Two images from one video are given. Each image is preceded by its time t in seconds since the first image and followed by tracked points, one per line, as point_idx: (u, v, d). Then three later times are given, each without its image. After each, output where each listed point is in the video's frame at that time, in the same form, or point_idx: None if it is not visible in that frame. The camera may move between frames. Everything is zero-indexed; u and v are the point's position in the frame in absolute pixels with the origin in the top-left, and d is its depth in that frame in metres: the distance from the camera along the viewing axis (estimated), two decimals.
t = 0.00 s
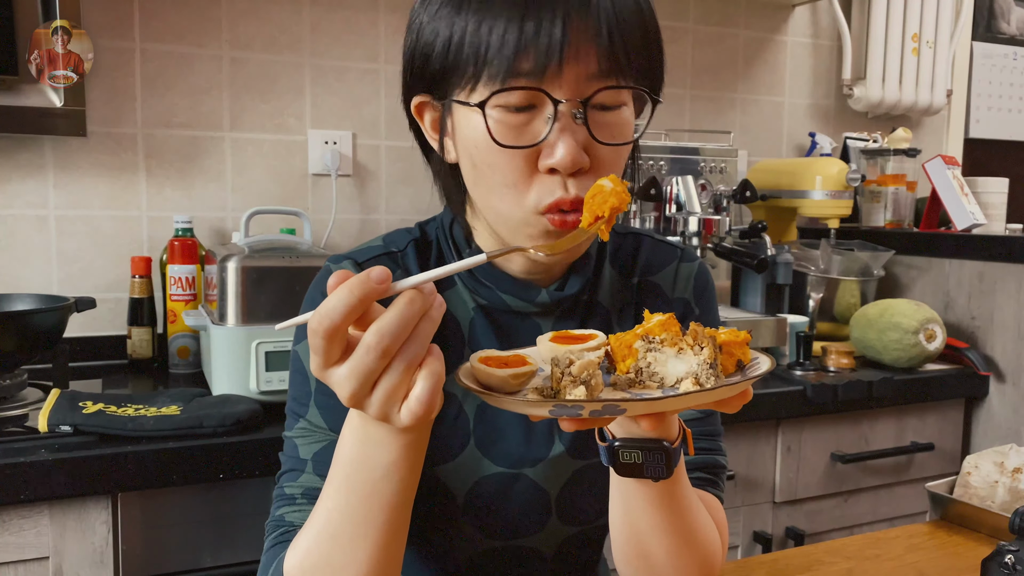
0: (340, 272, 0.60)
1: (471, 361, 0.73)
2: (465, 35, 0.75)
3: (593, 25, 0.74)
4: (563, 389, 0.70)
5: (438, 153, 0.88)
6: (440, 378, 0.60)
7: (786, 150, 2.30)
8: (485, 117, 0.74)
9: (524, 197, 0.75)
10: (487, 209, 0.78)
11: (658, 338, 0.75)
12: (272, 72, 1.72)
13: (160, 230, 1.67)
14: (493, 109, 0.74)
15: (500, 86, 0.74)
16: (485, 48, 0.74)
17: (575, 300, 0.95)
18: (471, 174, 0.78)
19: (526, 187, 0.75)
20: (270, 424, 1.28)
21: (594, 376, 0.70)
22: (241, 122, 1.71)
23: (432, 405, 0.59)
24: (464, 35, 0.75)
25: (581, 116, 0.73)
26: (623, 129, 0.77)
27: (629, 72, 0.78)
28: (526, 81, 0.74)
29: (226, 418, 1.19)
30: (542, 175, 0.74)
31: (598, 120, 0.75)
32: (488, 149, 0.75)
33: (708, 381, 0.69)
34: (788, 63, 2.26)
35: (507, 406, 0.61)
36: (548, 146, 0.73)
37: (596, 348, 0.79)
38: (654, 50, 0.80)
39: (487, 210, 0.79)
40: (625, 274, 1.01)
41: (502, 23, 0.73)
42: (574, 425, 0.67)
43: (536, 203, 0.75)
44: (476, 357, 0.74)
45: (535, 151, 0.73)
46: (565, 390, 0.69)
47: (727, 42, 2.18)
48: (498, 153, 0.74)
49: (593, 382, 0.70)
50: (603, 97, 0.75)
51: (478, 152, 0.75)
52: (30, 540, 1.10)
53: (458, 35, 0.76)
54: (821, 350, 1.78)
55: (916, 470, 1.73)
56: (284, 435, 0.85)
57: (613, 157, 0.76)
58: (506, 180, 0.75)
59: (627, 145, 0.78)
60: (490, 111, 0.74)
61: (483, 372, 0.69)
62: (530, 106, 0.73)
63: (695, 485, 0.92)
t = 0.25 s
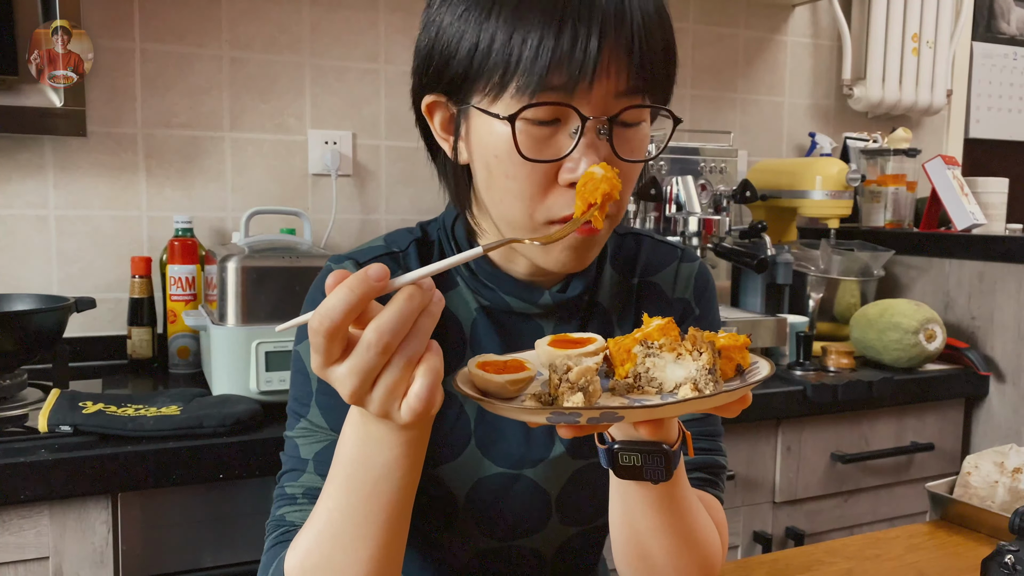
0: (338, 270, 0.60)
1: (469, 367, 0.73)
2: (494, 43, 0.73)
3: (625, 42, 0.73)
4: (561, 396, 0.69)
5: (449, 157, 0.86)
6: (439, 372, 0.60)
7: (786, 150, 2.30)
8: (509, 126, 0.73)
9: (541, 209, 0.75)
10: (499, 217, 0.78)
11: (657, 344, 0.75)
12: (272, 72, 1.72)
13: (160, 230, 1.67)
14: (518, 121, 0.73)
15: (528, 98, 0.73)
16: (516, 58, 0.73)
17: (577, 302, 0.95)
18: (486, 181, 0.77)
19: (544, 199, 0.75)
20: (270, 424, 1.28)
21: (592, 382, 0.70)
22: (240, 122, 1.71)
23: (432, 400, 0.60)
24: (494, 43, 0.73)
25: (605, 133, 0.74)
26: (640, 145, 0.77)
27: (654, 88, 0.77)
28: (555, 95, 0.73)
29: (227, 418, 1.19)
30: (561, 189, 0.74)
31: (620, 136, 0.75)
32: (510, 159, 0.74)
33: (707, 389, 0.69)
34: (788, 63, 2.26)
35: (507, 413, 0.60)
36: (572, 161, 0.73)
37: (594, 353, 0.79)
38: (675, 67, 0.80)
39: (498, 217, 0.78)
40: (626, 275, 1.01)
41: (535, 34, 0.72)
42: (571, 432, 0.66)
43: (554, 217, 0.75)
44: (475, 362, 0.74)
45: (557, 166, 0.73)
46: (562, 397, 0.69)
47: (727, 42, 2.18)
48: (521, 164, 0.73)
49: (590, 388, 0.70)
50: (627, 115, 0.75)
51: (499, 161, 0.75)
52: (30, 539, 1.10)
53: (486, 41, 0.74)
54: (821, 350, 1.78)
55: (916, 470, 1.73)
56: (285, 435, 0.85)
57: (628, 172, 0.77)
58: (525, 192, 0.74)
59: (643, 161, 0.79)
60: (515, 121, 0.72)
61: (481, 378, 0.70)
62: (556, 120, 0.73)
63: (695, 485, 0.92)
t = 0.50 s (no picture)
0: (332, 267, 0.60)
1: (467, 365, 0.73)
2: (503, 45, 0.73)
3: (635, 47, 0.73)
4: (558, 395, 0.69)
5: (455, 156, 0.86)
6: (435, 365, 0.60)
7: (786, 150, 2.30)
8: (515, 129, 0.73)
9: (546, 212, 0.75)
10: (504, 218, 0.78)
11: (655, 344, 0.75)
12: (272, 72, 1.72)
13: (160, 230, 1.67)
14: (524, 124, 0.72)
15: (536, 101, 0.73)
16: (525, 61, 0.73)
17: (579, 302, 0.95)
18: (490, 181, 0.77)
19: (549, 202, 0.75)
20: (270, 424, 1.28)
21: (588, 382, 0.70)
22: (240, 122, 1.71)
23: (429, 394, 0.59)
24: (503, 45, 0.73)
25: (613, 137, 0.73)
26: (648, 150, 0.77)
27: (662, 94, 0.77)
28: (563, 99, 0.73)
29: (226, 418, 1.19)
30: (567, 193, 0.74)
31: (627, 141, 0.74)
32: (516, 161, 0.74)
33: (703, 389, 0.69)
34: (788, 63, 2.26)
35: (504, 413, 0.61)
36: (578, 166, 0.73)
37: (592, 353, 0.79)
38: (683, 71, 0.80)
39: (502, 217, 0.78)
40: (628, 275, 1.01)
41: (545, 38, 0.72)
42: (567, 431, 0.66)
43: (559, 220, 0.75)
44: (473, 360, 0.74)
45: (563, 169, 0.73)
46: (559, 396, 0.69)
47: (727, 41, 2.18)
48: (528, 167, 0.73)
49: (587, 387, 0.70)
50: (635, 119, 0.74)
51: (504, 163, 0.74)
52: (30, 539, 1.10)
53: (495, 44, 0.74)
54: (821, 350, 1.78)
55: (916, 470, 1.73)
56: (286, 435, 0.85)
57: (635, 176, 0.77)
58: (530, 194, 0.74)
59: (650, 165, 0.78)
60: (522, 124, 0.72)
61: (479, 377, 0.70)
62: (563, 123, 0.72)
63: (695, 485, 0.92)
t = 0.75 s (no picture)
0: (331, 267, 0.60)
1: (471, 362, 0.73)
2: (505, 46, 0.73)
3: (636, 49, 0.73)
4: (561, 392, 0.69)
5: (455, 156, 0.86)
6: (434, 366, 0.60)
7: (786, 150, 2.30)
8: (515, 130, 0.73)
9: (545, 213, 0.75)
10: (503, 218, 0.78)
11: (658, 341, 0.75)
12: (272, 72, 1.72)
13: (160, 230, 1.67)
14: (524, 126, 0.72)
15: (536, 103, 0.73)
16: (526, 62, 0.72)
17: (578, 302, 0.95)
18: (490, 180, 0.77)
19: (549, 203, 0.75)
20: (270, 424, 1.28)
21: (592, 378, 0.70)
22: (240, 122, 1.71)
23: (429, 394, 0.59)
24: (504, 47, 0.73)
25: (613, 139, 0.73)
26: (647, 152, 0.77)
27: (663, 95, 0.77)
28: (564, 101, 0.72)
29: (226, 418, 1.19)
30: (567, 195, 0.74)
31: (627, 143, 0.74)
32: (515, 162, 0.74)
33: (707, 385, 0.69)
34: (788, 63, 2.27)
35: (507, 408, 0.61)
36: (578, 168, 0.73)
37: (595, 350, 0.79)
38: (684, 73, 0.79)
39: (502, 217, 0.78)
40: (627, 275, 1.01)
41: (547, 39, 0.72)
42: (571, 427, 0.66)
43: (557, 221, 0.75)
44: (475, 358, 0.74)
45: (563, 171, 0.73)
46: (562, 392, 0.69)
47: (727, 41, 2.18)
48: (528, 169, 0.73)
49: (591, 383, 0.70)
50: (636, 122, 0.75)
51: (504, 163, 0.74)
52: (30, 539, 1.10)
53: (496, 45, 0.74)
54: (821, 350, 1.78)
55: (916, 470, 1.73)
56: (286, 435, 0.84)
57: (634, 179, 0.77)
58: (530, 196, 0.74)
59: (649, 168, 0.78)
60: (523, 126, 0.72)
61: (482, 372, 0.70)
62: (564, 125, 0.72)
63: (695, 484, 0.92)
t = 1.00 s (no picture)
0: (309, 253, 0.59)
1: (471, 368, 0.73)
2: (504, 51, 0.73)
3: (635, 57, 0.73)
4: (560, 397, 0.69)
5: (453, 157, 0.86)
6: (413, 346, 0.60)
7: (786, 150, 2.30)
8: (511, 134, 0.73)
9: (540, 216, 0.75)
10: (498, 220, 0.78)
11: (658, 344, 0.75)
12: (272, 72, 1.72)
13: (160, 230, 1.67)
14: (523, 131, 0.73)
15: (533, 108, 0.73)
16: (524, 68, 0.72)
17: (576, 303, 0.95)
18: (487, 182, 0.77)
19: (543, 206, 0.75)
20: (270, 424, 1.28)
21: (592, 383, 0.70)
22: (240, 122, 1.71)
23: (408, 375, 0.60)
24: (503, 51, 0.73)
25: (610, 145, 0.73)
26: (645, 157, 0.76)
27: (660, 102, 0.77)
28: (561, 108, 0.73)
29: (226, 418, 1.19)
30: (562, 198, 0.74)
31: (625, 149, 0.74)
32: (512, 165, 0.74)
33: (707, 389, 0.69)
34: (788, 63, 2.27)
35: (505, 413, 0.61)
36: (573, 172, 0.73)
37: (595, 353, 0.79)
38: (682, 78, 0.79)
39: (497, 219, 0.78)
40: (626, 275, 1.01)
41: (545, 45, 0.72)
42: (571, 432, 0.66)
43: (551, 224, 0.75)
44: (475, 363, 0.75)
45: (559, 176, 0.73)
46: (561, 397, 0.69)
47: (727, 41, 2.18)
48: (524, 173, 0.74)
49: (591, 389, 0.70)
50: (634, 128, 0.74)
51: (500, 166, 0.75)
52: (30, 540, 1.10)
53: (495, 49, 0.74)
54: (821, 350, 1.78)
55: (916, 470, 1.73)
56: (284, 435, 0.84)
57: (632, 185, 0.77)
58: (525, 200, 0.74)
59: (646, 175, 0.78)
60: (520, 131, 0.73)
61: (482, 379, 0.71)
62: (561, 132, 0.72)
63: (695, 484, 0.92)
